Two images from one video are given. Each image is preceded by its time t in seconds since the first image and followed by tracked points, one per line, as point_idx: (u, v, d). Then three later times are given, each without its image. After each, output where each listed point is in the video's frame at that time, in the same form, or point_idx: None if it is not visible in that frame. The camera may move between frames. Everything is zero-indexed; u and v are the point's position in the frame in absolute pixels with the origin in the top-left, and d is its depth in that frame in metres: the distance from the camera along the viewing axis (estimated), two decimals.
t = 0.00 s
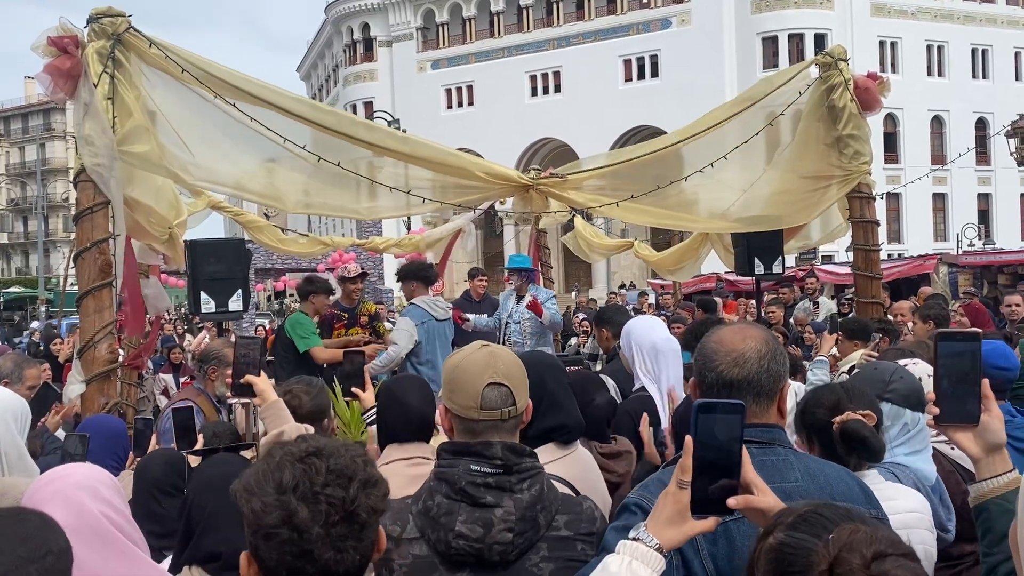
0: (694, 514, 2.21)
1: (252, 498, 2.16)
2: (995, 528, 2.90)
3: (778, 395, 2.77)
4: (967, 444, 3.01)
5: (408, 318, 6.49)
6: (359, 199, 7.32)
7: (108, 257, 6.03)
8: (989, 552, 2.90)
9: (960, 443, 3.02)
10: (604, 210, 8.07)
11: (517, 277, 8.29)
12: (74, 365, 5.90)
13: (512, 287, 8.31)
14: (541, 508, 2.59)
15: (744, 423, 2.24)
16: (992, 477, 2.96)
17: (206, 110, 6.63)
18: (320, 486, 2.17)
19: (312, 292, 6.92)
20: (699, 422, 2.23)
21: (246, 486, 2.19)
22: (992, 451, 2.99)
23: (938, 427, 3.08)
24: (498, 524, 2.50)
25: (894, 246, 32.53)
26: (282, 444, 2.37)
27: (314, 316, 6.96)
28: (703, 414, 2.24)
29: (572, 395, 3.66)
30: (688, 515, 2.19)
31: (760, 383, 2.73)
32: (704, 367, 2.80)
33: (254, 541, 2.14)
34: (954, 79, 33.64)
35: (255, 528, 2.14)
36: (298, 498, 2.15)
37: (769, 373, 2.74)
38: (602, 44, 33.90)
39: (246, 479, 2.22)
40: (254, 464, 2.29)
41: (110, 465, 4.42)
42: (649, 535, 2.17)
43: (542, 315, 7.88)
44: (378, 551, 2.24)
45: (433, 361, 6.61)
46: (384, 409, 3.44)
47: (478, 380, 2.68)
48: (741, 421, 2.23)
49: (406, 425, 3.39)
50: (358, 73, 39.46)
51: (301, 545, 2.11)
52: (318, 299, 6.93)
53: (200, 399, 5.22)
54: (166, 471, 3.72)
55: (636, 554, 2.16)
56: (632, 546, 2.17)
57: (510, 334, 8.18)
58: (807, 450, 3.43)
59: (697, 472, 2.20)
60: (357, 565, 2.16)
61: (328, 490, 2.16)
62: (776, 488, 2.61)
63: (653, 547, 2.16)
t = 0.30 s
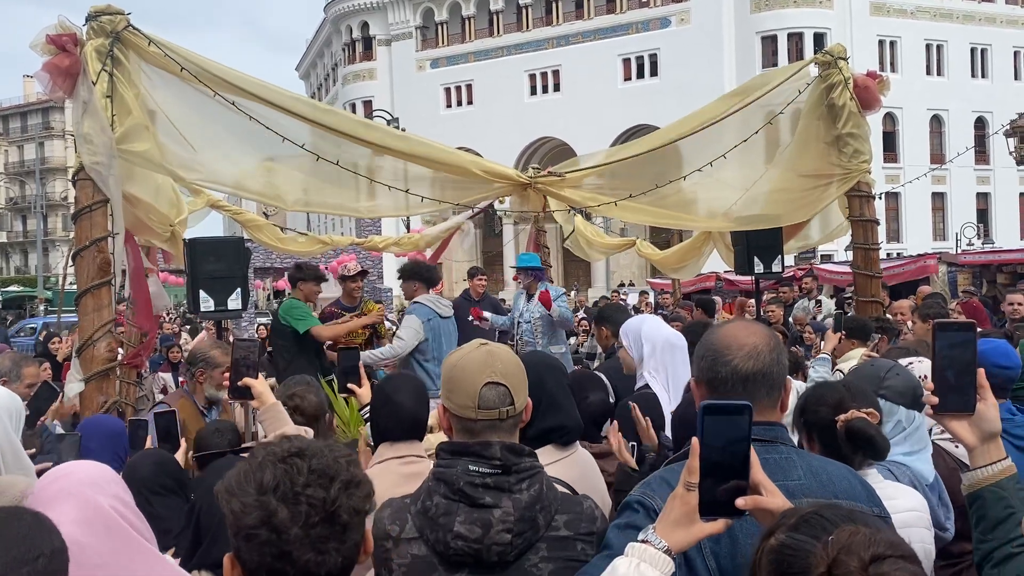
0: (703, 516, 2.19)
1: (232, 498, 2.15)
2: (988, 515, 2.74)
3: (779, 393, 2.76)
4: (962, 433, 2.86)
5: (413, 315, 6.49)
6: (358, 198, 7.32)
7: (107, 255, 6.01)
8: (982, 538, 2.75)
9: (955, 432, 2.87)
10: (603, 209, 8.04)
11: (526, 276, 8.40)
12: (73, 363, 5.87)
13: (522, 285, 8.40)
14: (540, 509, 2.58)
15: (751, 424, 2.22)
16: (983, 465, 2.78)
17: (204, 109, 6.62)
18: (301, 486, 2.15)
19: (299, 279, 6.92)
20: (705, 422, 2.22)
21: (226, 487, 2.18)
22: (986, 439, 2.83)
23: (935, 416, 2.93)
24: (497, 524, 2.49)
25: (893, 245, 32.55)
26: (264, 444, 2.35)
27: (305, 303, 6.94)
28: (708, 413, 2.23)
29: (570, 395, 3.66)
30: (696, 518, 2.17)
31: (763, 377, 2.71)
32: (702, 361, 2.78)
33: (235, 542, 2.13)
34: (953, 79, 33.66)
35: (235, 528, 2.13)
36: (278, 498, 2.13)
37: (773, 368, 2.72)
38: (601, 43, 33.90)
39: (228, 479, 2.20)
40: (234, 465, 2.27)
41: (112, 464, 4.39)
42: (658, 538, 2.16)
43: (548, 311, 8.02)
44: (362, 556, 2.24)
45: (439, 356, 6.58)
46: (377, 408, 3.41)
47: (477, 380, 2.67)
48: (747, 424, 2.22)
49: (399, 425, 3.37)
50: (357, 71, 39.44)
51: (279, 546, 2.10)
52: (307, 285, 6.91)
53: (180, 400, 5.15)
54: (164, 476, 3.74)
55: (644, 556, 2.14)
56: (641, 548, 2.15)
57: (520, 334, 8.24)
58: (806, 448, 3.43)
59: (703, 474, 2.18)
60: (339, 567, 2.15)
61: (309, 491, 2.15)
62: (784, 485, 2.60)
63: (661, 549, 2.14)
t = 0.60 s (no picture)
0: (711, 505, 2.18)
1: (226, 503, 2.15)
2: (988, 512, 2.72)
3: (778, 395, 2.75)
4: (960, 430, 2.86)
5: (423, 311, 6.47)
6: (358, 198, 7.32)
7: (107, 254, 6.01)
8: (982, 536, 2.72)
9: (955, 430, 2.87)
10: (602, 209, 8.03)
11: (529, 280, 8.37)
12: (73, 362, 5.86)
13: (524, 289, 8.41)
14: (541, 509, 2.57)
15: (761, 417, 2.23)
16: (982, 464, 2.77)
17: (204, 109, 6.61)
18: (296, 490, 2.15)
19: (295, 282, 6.90)
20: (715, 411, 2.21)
21: (220, 491, 2.17)
22: (985, 437, 2.82)
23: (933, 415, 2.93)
24: (497, 525, 2.48)
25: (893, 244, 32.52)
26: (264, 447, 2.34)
27: (304, 306, 6.92)
28: (718, 405, 2.22)
29: (568, 395, 3.65)
30: (704, 506, 2.16)
31: (754, 367, 2.70)
32: (706, 361, 2.76)
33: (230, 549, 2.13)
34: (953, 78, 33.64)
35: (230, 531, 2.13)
36: (271, 502, 2.13)
37: (774, 363, 2.73)
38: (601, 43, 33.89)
39: (221, 484, 2.20)
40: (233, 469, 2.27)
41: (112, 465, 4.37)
42: (665, 525, 2.13)
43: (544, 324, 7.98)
44: (357, 559, 2.23)
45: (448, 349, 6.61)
46: (375, 409, 3.40)
47: (478, 380, 2.66)
48: (756, 415, 2.23)
49: (395, 426, 3.36)
50: (356, 71, 39.43)
51: (272, 552, 2.09)
52: (305, 289, 6.89)
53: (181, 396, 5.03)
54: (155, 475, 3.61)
55: (651, 542, 2.11)
56: (648, 534, 2.12)
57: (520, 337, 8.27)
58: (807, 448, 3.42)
59: (711, 463, 2.18)
60: (335, 571, 2.15)
61: (303, 495, 2.14)
62: (790, 482, 2.58)
63: (667, 536, 2.11)
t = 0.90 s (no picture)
0: (725, 498, 2.18)
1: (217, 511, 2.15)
2: (985, 515, 2.73)
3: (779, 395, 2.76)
4: (956, 433, 2.86)
5: (410, 315, 6.48)
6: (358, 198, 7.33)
7: (107, 255, 6.01)
8: (980, 539, 2.74)
9: (950, 433, 2.87)
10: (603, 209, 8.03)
11: (518, 278, 8.42)
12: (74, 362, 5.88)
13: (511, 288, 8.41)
14: (539, 509, 2.58)
15: (776, 413, 2.21)
16: (979, 467, 2.78)
17: (204, 109, 6.62)
18: (288, 493, 2.15)
19: (303, 286, 6.81)
20: (729, 405, 2.21)
21: (213, 498, 2.17)
22: (982, 440, 2.83)
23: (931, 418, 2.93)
24: (495, 523, 2.49)
25: (892, 244, 32.56)
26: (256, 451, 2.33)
27: (307, 311, 6.88)
28: (732, 399, 2.21)
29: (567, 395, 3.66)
30: (718, 499, 2.17)
31: (755, 367, 2.71)
32: (705, 362, 2.76)
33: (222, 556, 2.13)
34: (953, 78, 33.66)
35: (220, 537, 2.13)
36: (264, 505, 2.13)
37: (774, 363, 2.74)
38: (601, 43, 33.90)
39: (212, 491, 2.20)
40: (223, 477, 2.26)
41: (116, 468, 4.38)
42: (677, 518, 2.15)
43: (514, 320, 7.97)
44: (349, 562, 2.24)
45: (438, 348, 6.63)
46: (377, 409, 3.41)
47: (477, 379, 2.67)
48: (772, 409, 2.21)
49: (396, 425, 3.37)
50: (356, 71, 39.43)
51: (268, 555, 2.10)
52: (310, 294, 6.82)
53: (191, 391, 5.00)
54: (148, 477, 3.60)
55: (663, 535, 2.13)
56: (660, 526, 2.14)
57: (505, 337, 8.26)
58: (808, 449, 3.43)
59: (725, 459, 2.18)
60: (329, 573, 2.17)
61: (296, 498, 2.15)
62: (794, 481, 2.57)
63: (679, 530, 2.13)
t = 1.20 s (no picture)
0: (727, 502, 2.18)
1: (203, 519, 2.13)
2: (978, 519, 2.77)
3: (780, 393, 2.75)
4: (947, 438, 2.98)
5: (386, 322, 6.50)
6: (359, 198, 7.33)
7: (106, 255, 6.01)
8: (973, 544, 2.75)
9: (942, 439, 3.00)
10: (604, 209, 8.04)
11: (506, 279, 8.37)
12: (74, 363, 5.88)
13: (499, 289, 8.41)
14: (533, 508, 2.58)
15: (780, 415, 2.22)
16: (969, 472, 2.88)
17: (204, 109, 6.63)
18: (278, 493, 2.15)
19: (303, 282, 6.74)
20: (732, 408, 2.21)
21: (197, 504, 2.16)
22: (971, 446, 2.95)
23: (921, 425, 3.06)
24: (488, 522, 2.50)
25: (892, 245, 32.56)
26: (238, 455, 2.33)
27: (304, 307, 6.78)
28: (736, 401, 2.21)
29: (568, 394, 3.68)
30: (720, 503, 2.15)
31: (754, 368, 2.71)
32: (707, 363, 2.77)
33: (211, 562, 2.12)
34: (953, 79, 33.63)
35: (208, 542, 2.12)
36: (254, 508, 2.12)
37: (773, 361, 2.74)
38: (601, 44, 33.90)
39: (198, 497, 2.18)
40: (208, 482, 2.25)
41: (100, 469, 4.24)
42: (679, 522, 2.14)
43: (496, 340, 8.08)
44: (339, 566, 2.25)
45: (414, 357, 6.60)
46: (375, 413, 3.40)
47: (472, 379, 2.68)
48: (776, 413, 2.22)
49: (395, 426, 3.35)
50: (356, 71, 39.43)
51: (263, 557, 2.09)
52: (308, 291, 6.74)
53: (186, 389, 5.00)
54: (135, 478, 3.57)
55: (664, 539, 2.12)
56: (662, 532, 2.13)
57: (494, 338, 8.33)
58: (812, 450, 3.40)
59: (728, 462, 2.17)
60: (324, 571, 2.18)
61: (287, 499, 2.15)
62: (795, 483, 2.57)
63: (682, 533, 2.12)
